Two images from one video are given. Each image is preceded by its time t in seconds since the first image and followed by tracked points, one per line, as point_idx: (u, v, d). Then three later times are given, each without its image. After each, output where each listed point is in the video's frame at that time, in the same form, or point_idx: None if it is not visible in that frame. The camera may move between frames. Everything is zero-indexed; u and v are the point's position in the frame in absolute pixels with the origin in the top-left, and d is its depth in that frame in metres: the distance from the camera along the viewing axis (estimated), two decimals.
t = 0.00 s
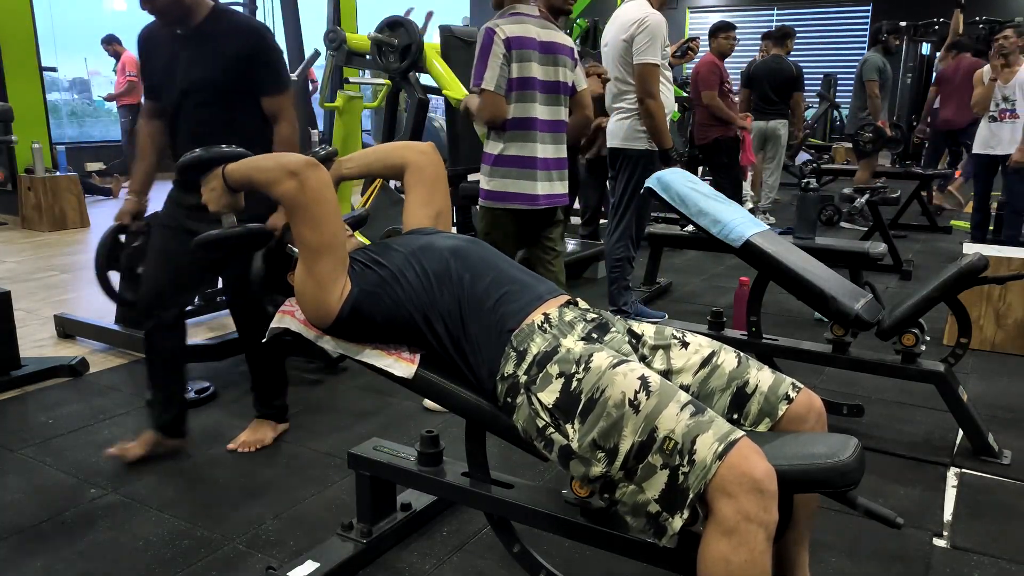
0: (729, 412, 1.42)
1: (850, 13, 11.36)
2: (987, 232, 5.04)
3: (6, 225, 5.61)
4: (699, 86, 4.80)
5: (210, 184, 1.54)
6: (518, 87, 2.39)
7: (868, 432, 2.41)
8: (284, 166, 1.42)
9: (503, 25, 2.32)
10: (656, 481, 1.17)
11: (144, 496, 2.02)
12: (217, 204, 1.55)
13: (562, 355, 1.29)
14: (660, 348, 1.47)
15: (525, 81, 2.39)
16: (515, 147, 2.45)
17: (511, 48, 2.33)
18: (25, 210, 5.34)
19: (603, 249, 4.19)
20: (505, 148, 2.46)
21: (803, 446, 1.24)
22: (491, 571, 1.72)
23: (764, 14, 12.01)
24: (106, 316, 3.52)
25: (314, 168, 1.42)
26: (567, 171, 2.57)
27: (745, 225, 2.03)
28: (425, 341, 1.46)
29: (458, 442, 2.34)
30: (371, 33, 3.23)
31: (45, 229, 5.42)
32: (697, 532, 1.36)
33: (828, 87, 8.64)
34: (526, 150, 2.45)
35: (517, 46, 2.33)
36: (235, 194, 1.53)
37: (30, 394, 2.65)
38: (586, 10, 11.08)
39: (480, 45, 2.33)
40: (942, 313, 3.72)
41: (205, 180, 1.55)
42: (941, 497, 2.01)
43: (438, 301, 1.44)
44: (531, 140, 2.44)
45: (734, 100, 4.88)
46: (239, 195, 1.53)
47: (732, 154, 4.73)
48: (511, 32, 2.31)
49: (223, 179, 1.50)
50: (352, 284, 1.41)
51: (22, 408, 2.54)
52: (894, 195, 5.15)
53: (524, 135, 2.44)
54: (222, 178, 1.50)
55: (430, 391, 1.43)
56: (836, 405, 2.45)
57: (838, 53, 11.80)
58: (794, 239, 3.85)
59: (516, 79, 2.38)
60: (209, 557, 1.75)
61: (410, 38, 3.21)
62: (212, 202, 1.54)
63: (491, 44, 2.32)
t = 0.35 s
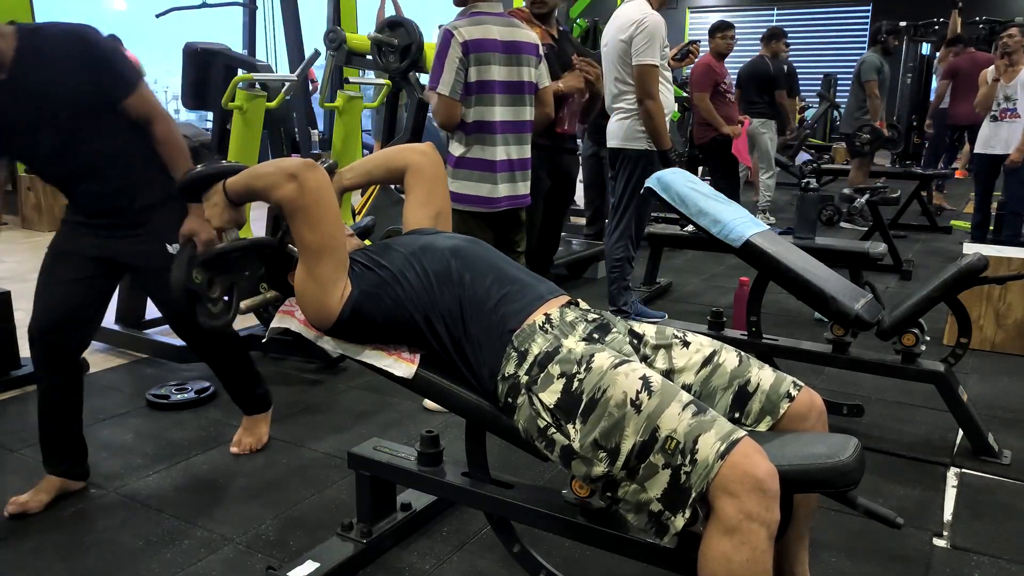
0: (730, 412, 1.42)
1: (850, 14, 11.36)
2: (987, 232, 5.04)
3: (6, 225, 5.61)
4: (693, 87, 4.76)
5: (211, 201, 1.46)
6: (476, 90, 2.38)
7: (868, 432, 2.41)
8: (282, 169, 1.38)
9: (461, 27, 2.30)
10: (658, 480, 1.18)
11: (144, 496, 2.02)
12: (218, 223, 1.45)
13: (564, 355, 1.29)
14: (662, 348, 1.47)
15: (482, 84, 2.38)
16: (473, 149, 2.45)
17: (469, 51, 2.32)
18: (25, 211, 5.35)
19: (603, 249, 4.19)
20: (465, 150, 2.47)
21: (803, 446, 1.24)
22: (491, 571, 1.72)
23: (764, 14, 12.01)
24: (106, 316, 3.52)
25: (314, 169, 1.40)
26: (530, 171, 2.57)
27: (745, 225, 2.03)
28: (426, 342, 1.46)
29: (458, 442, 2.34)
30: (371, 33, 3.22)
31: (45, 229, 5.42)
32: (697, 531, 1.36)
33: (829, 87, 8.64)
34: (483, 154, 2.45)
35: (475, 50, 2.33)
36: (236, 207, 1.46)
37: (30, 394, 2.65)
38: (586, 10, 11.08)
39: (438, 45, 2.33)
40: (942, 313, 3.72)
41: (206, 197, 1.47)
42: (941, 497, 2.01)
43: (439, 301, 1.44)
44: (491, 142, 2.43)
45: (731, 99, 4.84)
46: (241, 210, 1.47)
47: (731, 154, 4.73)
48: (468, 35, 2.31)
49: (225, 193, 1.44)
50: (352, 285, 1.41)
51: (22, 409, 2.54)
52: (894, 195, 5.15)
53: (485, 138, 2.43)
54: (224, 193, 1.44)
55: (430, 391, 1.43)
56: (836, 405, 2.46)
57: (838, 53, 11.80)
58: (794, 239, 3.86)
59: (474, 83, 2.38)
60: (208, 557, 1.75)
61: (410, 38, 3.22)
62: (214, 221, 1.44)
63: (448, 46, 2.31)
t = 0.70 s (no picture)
0: (731, 411, 1.42)
1: (850, 14, 11.37)
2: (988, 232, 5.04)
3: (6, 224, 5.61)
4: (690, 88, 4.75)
5: (213, 215, 1.50)
6: (462, 91, 2.38)
7: (868, 432, 2.41)
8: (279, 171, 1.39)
9: (450, 25, 2.30)
10: (658, 480, 1.18)
11: (144, 496, 2.02)
12: (223, 236, 1.50)
13: (565, 355, 1.29)
14: (663, 348, 1.47)
15: (468, 86, 2.37)
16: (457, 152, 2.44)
17: (457, 50, 2.32)
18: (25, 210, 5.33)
19: (602, 249, 4.19)
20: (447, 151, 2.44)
21: (803, 446, 1.25)
22: (491, 571, 1.72)
23: (764, 14, 12.02)
24: (106, 316, 3.52)
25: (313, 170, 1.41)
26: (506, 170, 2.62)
27: (745, 225, 2.03)
28: (427, 342, 1.46)
29: (458, 442, 2.34)
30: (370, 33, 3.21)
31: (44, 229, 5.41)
32: (698, 531, 1.36)
33: (829, 87, 8.64)
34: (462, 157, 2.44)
35: (463, 49, 2.33)
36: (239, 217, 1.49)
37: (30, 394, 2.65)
38: (586, 10, 11.08)
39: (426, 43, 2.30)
40: (942, 313, 3.72)
41: (207, 210, 1.51)
42: (941, 497, 2.01)
43: (439, 302, 1.44)
44: (477, 143, 2.44)
45: (729, 99, 4.83)
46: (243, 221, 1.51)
47: (731, 154, 4.73)
48: (457, 35, 2.30)
49: (226, 206, 1.47)
50: (352, 286, 1.41)
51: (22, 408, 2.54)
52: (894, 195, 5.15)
53: (472, 138, 2.43)
54: (225, 206, 1.47)
55: (430, 392, 1.43)
56: (836, 404, 2.46)
57: (838, 53, 11.79)
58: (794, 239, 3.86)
59: (461, 83, 2.37)
60: (208, 557, 1.75)
61: (410, 38, 3.22)
62: (219, 233, 1.49)
63: (438, 45, 2.29)
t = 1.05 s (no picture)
0: (730, 410, 1.42)
1: (850, 14, 11.37)
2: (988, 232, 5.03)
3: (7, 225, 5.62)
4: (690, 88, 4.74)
5: (214, 209, 1.50)
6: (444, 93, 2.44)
7: (868, 432, 2.41)
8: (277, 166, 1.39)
9: (426, 28, 2.30)
10: (653, 480, 1.17)
11: (144, 496, 2.02)
12: (223, 230, 1.49)
13: (562, 352, 1.29)
14: (663, 344, 1.47)
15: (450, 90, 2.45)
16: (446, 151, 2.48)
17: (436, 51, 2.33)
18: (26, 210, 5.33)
19: (602, 249, 4.19)
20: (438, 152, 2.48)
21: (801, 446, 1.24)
22: (490, 570, 1.72)
23: (765, 14, 12.03)
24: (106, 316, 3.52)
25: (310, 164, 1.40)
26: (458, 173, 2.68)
27: (745, 225, 2.03)
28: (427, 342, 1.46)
29: (458, 442, 2.34)
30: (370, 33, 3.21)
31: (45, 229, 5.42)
32: (697, 532, 1.36)
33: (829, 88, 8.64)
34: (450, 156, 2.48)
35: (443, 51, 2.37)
36: (239, 212, 1.50)
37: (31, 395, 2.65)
38: (586, 11, 11.11)
39: (410, 46, 2.25)
40: (942, 313, 3.72)
41: (207, 204, 1.52)
42: (941, 497, 2.01)
43: (438, 302, 1.43)
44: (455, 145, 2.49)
45: (728, 99, 4.82)
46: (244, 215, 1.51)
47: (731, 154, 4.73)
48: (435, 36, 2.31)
49: (226, 200, 1.48)
50: (353, 285, 1.41)
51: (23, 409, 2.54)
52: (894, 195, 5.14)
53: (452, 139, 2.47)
54: (225, 200, 1.48)
55: (430, 391, 1.44)
56: (836, 404, 2.46)
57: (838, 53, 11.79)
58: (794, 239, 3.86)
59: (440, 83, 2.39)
60: (208, 557, 1.75)
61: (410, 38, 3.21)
62: (219, 226, 1.49)
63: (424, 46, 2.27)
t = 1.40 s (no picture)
0: (731, 412, 1.42)
1: (850, 14, 11.36)
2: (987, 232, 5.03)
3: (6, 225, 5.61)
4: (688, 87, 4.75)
5: (206, 157, 1.47)
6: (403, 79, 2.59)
7: (868, 432, 2.41)
8: (280, 161, 1.38)
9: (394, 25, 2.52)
10: (655, 483, 1.17)
11: (144, 496, 2.02)
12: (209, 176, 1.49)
13: (565, 353, 1.28)
14: (665, 344, 1.47)
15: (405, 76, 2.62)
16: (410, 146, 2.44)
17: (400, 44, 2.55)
18: (26, 210, 5.33)
19: (602, 249, 4.19)
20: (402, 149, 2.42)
21: (803, 446, 1.24)
22: (491, 571, 1.72)
23: (765, 14, 12.03)
24: (105, 316, 3.51)
25: (314, 167, 1.39)
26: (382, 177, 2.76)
27: (745, 225, 2.03)
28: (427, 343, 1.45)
29: (458, 442, 2.34)
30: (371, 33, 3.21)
31: (45, 229, 5.41)
32: (697, 532, 1.36)
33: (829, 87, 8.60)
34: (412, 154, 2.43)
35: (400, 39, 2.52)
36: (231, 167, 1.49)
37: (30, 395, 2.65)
38: (586, 11, 11.11)
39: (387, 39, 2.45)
40: (942, 312, 3.72)
41: (201, 152, 1.49)
42: (941, 497, 2.01)
43: (438, 303, 1.44)
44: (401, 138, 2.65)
45: (729, 99, 4.78)
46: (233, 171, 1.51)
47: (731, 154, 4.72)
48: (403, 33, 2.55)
49: (222, 153, 1.47)
50: (354, 285, 1.41)
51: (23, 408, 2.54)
52: (894, 195, 5.14)
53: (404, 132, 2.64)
54: (222, 152, 1.47)
55: (429, 391, 1.43)
56: (836, 404, 2.46)
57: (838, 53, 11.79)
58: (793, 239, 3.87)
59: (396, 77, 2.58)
60: (209, 557, 1.75)
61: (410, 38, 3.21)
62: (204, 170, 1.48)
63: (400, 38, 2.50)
